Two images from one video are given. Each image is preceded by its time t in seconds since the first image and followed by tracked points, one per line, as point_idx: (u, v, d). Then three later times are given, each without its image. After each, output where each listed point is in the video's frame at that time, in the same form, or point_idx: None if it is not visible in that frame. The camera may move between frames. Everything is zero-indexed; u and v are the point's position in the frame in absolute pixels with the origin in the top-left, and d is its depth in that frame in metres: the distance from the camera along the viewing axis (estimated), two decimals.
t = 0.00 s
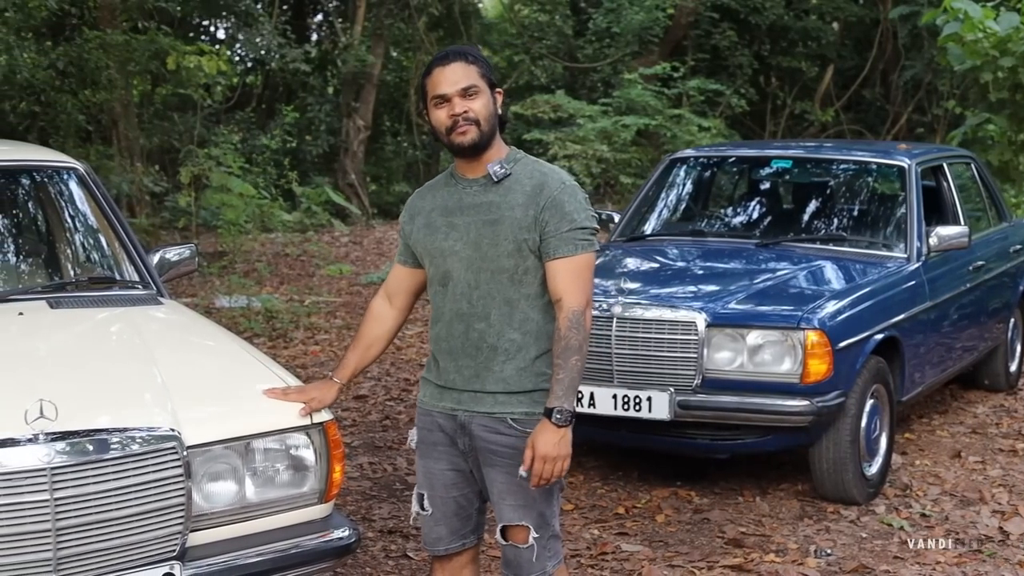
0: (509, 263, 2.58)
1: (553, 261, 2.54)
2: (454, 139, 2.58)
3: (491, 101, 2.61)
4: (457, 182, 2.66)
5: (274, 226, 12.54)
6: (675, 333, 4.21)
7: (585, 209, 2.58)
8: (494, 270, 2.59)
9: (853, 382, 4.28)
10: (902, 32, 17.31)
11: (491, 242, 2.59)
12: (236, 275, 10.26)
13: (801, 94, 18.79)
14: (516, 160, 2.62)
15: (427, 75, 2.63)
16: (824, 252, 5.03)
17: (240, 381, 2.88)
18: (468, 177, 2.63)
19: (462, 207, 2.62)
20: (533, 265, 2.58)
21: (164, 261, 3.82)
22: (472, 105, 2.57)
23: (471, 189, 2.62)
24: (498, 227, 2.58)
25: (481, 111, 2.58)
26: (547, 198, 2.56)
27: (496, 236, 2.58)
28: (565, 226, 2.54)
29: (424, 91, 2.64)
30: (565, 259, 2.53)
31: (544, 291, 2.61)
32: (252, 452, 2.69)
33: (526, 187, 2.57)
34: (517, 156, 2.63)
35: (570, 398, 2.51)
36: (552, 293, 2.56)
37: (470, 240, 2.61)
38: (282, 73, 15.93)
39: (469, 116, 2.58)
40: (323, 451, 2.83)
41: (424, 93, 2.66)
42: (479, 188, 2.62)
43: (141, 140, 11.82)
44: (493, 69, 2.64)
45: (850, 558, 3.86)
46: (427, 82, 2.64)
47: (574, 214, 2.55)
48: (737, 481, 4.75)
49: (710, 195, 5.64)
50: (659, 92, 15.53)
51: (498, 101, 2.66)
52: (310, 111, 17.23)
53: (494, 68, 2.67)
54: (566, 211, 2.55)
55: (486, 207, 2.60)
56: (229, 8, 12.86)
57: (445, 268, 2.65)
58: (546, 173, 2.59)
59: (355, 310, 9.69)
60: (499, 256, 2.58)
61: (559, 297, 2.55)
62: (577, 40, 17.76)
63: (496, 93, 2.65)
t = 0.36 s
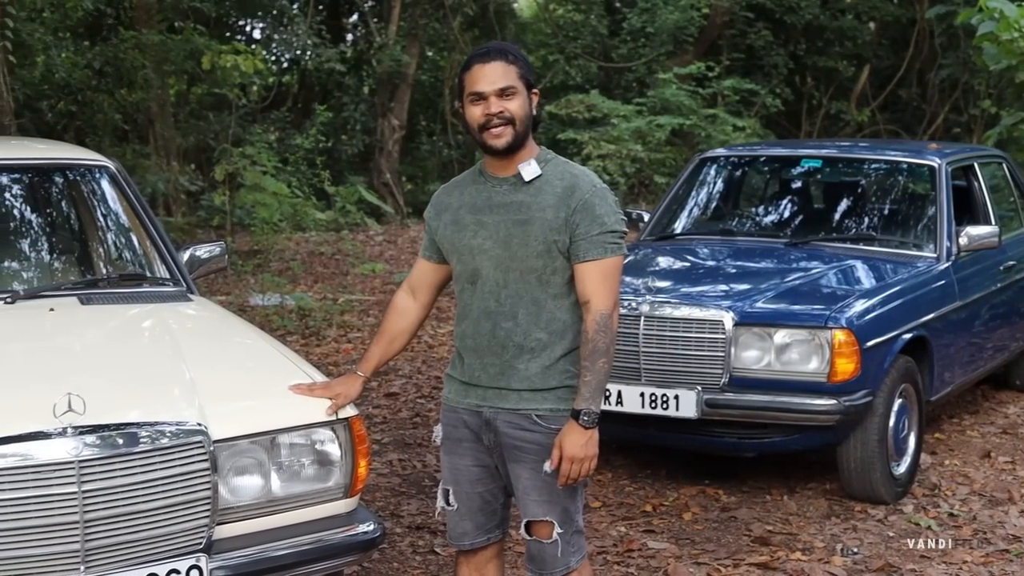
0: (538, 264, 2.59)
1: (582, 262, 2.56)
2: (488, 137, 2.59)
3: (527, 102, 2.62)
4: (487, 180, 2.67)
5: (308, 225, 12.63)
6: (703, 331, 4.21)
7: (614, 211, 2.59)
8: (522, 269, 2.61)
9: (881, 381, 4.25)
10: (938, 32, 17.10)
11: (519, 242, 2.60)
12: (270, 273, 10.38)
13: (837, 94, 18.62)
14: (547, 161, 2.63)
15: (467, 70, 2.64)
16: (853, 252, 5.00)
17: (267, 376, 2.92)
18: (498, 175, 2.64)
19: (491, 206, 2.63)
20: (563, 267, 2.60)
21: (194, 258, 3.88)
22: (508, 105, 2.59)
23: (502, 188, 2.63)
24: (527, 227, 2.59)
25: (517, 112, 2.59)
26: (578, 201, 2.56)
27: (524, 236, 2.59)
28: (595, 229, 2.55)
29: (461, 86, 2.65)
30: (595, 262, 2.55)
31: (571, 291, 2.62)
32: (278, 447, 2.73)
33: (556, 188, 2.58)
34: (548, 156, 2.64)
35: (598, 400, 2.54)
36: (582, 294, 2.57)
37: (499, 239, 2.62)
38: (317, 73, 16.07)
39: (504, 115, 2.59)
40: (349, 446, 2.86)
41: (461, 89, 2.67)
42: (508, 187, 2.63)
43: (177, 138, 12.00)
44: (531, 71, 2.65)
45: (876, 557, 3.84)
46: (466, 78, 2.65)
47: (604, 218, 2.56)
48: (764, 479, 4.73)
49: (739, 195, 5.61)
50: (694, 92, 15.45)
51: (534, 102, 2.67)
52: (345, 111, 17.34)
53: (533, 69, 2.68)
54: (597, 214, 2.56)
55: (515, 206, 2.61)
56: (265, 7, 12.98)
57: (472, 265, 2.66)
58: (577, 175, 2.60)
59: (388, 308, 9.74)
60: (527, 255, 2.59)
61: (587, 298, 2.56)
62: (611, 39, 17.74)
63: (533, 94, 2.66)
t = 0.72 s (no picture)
0: (558, 264, 2.60)
1: (604, 268, 2.56)
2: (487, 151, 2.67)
3: (522, 114, 2.59)
4: (517, 178, 2.69)
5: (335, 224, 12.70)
6: (725, 330, 4.20)
7: (640, 220, 2.59)
8: (541, 268, 2.62)
9: (903, 380, 4.23)
10: (967, 31, 16.92)
11: (540, 240, 2.61)
12: (296, 272, 10.45)
13: (866, 93, 18.49)
14: (576, 163, 2.64)
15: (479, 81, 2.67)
16: (877, 251, 4.98)
17: (288, 373, 2.95)
18: (531, 175, 2.66)
19: (518, 204, 2.65)
20: (584, 271, 2.61)
21: (218, 256, 3.92)
22: (497, 123, 2.60)
23: (529, 187, 2.65)
24: (548, 227, 2.60)
25: (507, 127, 2.59)
26: (602, 207, 2.57)
27: (545, 235, 2.61)
28: (620, 236, 2.55)
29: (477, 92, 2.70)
30: (618, 270, 2.55)
31: (591, 294, 2.63)
32: (298, 443, 2.76)
33: (581, 191, 2.59)
34: (578, 159, 2.65)
35: (608, 399, 2.51)
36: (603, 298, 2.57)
37: (521, 236, 2.64)
38: (345, 72, 16.18)
39: (495, 132, 2.62)
40: (369, 442, 2.88)
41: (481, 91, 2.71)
42: (536, 185, 2.65)
43: (206, 138, 12.14)
44: (534, 80, 2.58)
45: (898, 555, 3.82)
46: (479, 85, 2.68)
47: (629, 225, 2.56)
48: (786, 478, 4.72)
49: (763, 194, 5.59)
50: (722, 91, 15.38)
51: (542, 108, 2.61)
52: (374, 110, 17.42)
53: (541, 74, 2.59)
54: (622, 221, 2.56)
55: (540, 206, 2.63)
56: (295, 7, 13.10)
57: (495, 260, 2.69)
58: (603, 181, 2.60)
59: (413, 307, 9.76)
60: (547, 254, 2.61)
61: (610, 303, 2.56)
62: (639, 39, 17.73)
63: (535, 102, 2.60)
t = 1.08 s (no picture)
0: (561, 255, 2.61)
1: (596, 255, 2.53)
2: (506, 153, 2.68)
3: (539, 120, 2.60)
4: (534, 176, 2.72)
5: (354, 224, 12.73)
6: (738, 328, 4.20)
7: (641, 218, 2.57)
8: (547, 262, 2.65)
9: (917, 379, 4.22)
10: (988, 31, 16.80)
11: (545, 233, 2.63)
12: (314, 271, 10.49)
13: (887, 93, 18.39)
14: (590, 161, 2.65)
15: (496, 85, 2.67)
16: (892, 250, 4.96)
17: (302, 369, 2.98)
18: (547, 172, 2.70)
19: (530, 198, 2.68)
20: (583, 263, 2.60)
21: (234, 254, 3.95)
22: (514, 128, 2.61)
23: (544, 183, 2.68)
24: (554, 221, 2.62)
25: (524, 132, 2.60)
26: (603, 201, 2.57)
27: (551, 229, 2.62)
28: (612, 225, 2.54)
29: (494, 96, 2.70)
30: (609, 256, 2.52)
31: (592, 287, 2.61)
32: (311, 439, 2.78)
33: (587, 188, 2.60)
34: (594, 157, 2.67)
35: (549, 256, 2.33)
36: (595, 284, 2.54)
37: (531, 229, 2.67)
38: (364, 72, 16.23)
39: (512, 137, 2.63)
40: (381, 439, 2.90)
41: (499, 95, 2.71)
42: (551, 182, 2.67)
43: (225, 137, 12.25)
44: (550, 87, 2.58)
45: (910, 554, 3.81)
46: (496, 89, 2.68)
47: (626, 220, 2.54)
48: (800, 477, 4.71)
49: (779, 193, 5.58)
50: (741, 91, 15.31)
51: (559, 112, 2.61)
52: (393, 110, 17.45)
53: (557, 79, 2.59)
54: (618, 215, 2.55)
55: (550, 201, 2.65)
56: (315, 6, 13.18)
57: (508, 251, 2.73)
58: (611, 179, 2.60)
59: (430, 306, 9.77)
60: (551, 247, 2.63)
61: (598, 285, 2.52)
62: (658, 38, 17.70)
63: (551, 107, 2.60)
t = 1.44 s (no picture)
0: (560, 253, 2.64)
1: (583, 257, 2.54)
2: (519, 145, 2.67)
3: (556, 115, 2.60)
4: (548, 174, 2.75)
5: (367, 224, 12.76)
6: (745, 327, 4.20)
7: (634, 218, 2.55)
8: (549, 260, 2.67)
9: (923, 379, 4.21)
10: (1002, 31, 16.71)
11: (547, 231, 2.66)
12: (326, 270, 10.51)
13: (900, 93, 18.31)
14: (596, 162, 2.65)
15: (512, 79, 2.66)
16: (900, 249, 4.96)
17: (308, 367, 3.00)
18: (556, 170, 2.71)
19: (540, 195, 2.72)
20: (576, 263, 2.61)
21: (242, 252, 3.98)
22: (530, 121, 2.61)
23: (552, 181, 2.70)
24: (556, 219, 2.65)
25: (541, 126, 2.60)
26: (598, 200, 2.58)
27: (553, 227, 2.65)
28: (602, 227, 2.54)
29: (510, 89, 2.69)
30: (596, 256, 2.52)
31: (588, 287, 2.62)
32: (317, 435, 2.80)
33: (587, 187, 2.61)
34: (602, 157, 2.66)
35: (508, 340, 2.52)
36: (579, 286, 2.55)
37: (538, 227, 2.70)
38: (377, 71, 16.26)
39: (528, 130, 2.62)
40: (386, 436, 2.91)
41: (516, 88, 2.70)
42: (559, 181, 2.69)
43: (238, 137, 12.26)
44: (568, 83, 2.58)
45: (916, 552, 3.81)
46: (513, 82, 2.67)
47: (616, 221, 2.54)
48: (807, 475, 4.71)
49: (788, 192, 5.58)
50: (754, 91, 15.27)
51: (576, 108, 2.62)
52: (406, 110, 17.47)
53: (575, 76, 2.59)
54: (609, 216, 2.54)
55: (556, 199, 2.67)
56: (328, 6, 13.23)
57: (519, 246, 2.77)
58: (611, 180, 2.60)
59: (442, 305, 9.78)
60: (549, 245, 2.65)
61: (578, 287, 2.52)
62: (671, 38, 17.69)
63: (569, 102, 2.61)
